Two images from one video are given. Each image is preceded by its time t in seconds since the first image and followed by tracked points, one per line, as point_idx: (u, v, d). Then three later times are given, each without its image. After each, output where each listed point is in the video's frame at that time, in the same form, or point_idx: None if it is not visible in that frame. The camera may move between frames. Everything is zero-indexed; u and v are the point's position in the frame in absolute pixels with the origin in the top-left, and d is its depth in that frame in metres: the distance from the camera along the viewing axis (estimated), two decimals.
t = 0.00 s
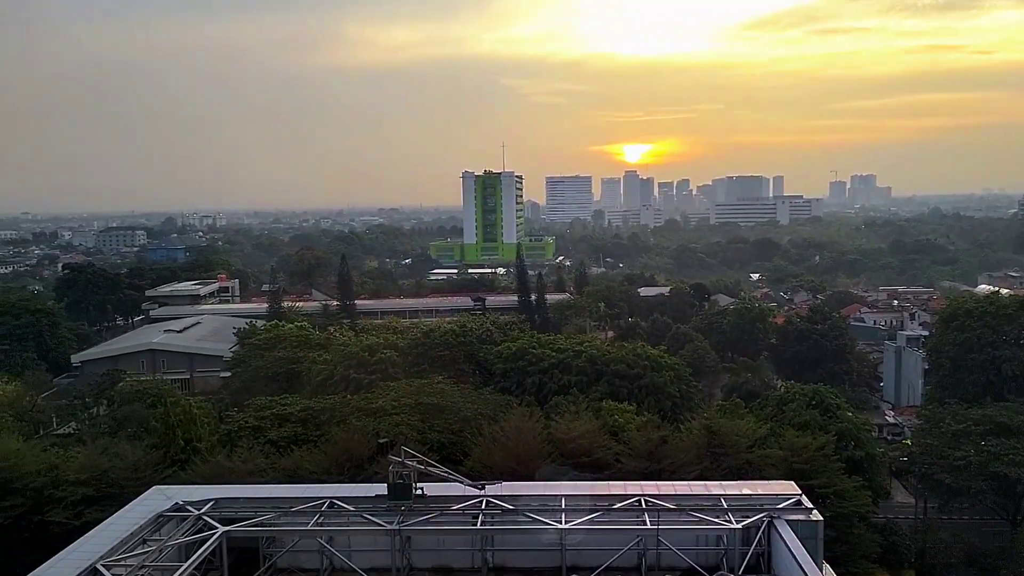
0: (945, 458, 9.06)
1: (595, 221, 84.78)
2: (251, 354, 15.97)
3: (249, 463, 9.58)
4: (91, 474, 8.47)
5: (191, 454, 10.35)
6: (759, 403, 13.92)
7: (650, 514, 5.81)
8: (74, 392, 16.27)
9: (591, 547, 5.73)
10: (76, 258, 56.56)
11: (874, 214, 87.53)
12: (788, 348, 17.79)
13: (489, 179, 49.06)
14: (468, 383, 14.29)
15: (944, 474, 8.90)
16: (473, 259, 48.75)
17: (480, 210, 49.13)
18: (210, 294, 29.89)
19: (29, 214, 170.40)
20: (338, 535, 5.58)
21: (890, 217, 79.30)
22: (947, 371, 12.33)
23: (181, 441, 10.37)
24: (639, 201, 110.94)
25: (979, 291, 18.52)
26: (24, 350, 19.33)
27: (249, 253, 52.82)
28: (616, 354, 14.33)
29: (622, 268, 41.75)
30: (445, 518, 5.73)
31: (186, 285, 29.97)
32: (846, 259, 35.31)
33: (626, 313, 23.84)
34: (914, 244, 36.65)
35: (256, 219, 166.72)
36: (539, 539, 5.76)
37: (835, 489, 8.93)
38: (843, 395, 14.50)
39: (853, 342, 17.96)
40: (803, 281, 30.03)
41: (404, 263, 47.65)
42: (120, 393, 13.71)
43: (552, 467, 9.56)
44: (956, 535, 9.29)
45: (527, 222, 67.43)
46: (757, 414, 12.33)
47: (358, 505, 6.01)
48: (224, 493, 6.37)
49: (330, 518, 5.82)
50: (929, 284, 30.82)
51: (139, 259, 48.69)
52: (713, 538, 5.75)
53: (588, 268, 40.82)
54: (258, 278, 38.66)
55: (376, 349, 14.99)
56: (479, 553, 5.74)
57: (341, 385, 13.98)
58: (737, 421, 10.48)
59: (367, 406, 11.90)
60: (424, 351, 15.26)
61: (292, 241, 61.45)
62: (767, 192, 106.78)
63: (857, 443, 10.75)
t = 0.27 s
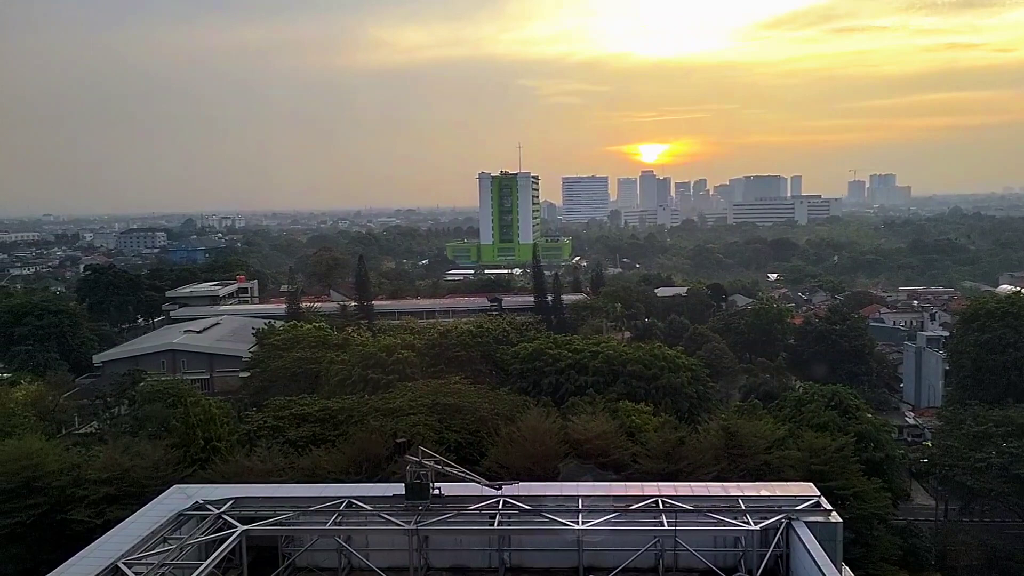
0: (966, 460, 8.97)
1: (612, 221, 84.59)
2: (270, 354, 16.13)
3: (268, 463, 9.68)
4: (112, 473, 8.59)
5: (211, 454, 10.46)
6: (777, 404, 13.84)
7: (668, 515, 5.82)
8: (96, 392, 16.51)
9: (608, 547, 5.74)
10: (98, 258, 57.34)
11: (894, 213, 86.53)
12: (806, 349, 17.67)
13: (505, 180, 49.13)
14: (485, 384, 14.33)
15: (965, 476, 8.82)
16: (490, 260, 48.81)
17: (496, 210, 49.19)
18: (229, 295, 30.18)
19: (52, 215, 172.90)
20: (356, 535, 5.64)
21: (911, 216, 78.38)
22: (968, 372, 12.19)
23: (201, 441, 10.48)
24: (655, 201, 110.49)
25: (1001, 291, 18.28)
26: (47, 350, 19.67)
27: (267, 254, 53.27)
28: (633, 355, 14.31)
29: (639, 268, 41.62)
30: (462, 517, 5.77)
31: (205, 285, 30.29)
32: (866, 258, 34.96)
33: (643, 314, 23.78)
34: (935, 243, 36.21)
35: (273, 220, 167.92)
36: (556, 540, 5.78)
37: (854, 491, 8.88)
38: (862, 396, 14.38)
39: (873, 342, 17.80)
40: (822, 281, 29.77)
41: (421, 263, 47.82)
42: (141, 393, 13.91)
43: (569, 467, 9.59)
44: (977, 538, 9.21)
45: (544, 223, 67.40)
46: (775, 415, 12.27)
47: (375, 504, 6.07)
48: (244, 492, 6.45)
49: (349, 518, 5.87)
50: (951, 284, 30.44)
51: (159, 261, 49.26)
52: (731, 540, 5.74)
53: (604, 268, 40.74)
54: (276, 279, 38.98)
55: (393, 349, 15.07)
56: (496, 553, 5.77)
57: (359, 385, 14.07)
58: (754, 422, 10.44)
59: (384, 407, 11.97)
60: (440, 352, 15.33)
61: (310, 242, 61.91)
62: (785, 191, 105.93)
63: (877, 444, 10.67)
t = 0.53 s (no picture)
0: (987, 462, 8.88)
1: (627, 221, 84.37)
2: (287, 354, 16.26)
3: (286, 462, 9.77)
4: (132, 472, 8.69)
5: (229, 452, 10.56)
6: (795, 405, 13.76)
7: (685, 516, 5.81)
8: (116, 391, 16.71)
9: (624, 548, 5.75)
10: (117, 259, 58.05)
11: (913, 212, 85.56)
12: (824, 350, 17.55)
13: (521, 180, 49.14)
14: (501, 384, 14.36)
15: (986, 478, 8.73)
16: (505, 260, 48.85)
17: (512, 210, 49.22)
18: (247, 295, 30.44)
19: (73, 217, 175.10)
20: (373, 534, 5.68)
21: (930, 215, 77.48)
22: (989, 373, 12.05)
23: (219, 439, 10.58)
24: (671, 200, 110.03)
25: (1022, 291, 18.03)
26: (69, 350, 19.95)
27: (285, 255, 53.66)
28: (650, 355, 14.29)
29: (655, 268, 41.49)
30: (479, 517, 5.79)
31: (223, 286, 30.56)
32: (884, 258, 34.59)
33: (659, 314, 23.71)
34: (955, 243, 35.77)
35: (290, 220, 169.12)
36: (572, 540, 5.79)
37: (873, 492, 8.82)
38: (881, 397, 14.26)
39: (892, 343, 17.63)
40: (840, 281, 29.51)
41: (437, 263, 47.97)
42: (161, 392, 14.08)
43: (585, 468, 9.61)
44: (998, 540, 9.11)
45: (559, 223, 67.34)
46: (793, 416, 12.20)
47: (392, 504, 6.10)
48: (262, 491, 6.52)
49: (365, 517, 5.91)
50: (971, 284, 30.06)
51: (179, 261, 49.79)
52: (749, 541, 5.72)
53: (620, 268, 40.65)
54: (293, 279, 39.26)
55: (410, 348, 15.13)
56: (513, 553, 5.80)
57: (376, 384, 14.14)
58: (772, 423, 10.39)
59: (401, 406, 12.04)
60: (456, 352, 15.38)
61: (326, 243, 62.29)
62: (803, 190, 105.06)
63: (896, 446, 10.57)
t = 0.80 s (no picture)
0: (1007, 462, 8.80)
1: (644, 221, 84.09)
2: (304, 352, 16.41)
3: (303, 460, 9.87)
4: (151, 470, 8.82)
5: (247, 450, 10.71)
6: (812, 405, 13.70)
7: (700, 515, 5.83)
8: (135, 389, 16.94)
9: (639, 548, 5.79)
10: (136, 259, 58.72)
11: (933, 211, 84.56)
12: (842, 349, 17.45)
13: (537, 180, 49.18)
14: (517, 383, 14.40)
15: (1006, 478, 8.65)
16: (521, 259, 48.87)
17: (528, 210, 49.28)
18: (265, 295, 30.73)
19: (94, 217, 177.51)
20: (389, 532, 5.74)
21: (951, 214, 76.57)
22: (1009, 373, 11.93)
23: (237, 438, 10.71)
24: (688, 199, 109.56)
25: None
26: (88, 349, 20.28)
27: (302, 255, 54.05)
28: (666, 354, 14.29)
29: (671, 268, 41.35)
30: (494, 515, 5.84)
31: (242, 285, 30.86)
32: (903, 257, 34.26)
33: (675, 313, 23.66)
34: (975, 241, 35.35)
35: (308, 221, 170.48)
36: (587, 539, 5.83)
37: (891, 492, 8.79)
38: (899, 397, 14.16)
39: (910, 342, 17.49)
40: (859, 280, 29.22)
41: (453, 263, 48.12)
42: (180, 391, 14.27)
43: (600, 467, 9.67)
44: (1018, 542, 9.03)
45: (575, 222, 67.28)
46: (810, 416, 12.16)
47: (408, 501, 6.17)
48: (280, 489, 6.62)
49: (381, 515, 5.99)
50: (992, 283, 29.70)
51: (198, 261, 50.31)
52: (765, 541, 5.74)
53: (636, 268, 40.57)
54: (310, 279, 39.57)
55: (426, 347, 15.22)
56: (529, 552, 5.87)
57: (393, 383, 14.21)
58: (789, 423, 10.38)
59: (418, 405, 12.14)
60: (472, 351, 15.47)
61: (343, 243, 62.63)
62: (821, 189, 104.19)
63: (914, 445, 10.51)
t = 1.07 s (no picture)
0: None
1: (661, 219, 83.85)
2: (323, 352, 16.59)
3: (322, 458, 10.01)
4: (171, 468, 9.00)
5: (266, 449, 10.87)
6: (831, 405, 13.66)
7: (718, 516, 5.87)
8: (157, 387, 17.22)
9: (656, 547, 5.83)
10: (157, 258, 59.37)
11: (955, 209, 83.53)
12: (861, 349, 17.35)
13: (554, 179, 49.20)
14: (533, 382, 14.47)
15: None
16: (538, 258, 48.94)
17: (545, 209, 49.32)
18: (284, 294, 31.06)
19: (116, 217, 179.86)
20: (408, 531, 5.82)
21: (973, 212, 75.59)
22: None
23: (256, 437, 10.88)
24: (706, 198, 109.00)
25: None
26: (108, 347, 20.63)
27: (320, 254, 54.48)
28: (683, 354, 14.31)
29: (689, 266, 41.24)
30: (512, 515, 5.90)
31: (262, 284, 31.21)
32: (924, 255, 33.93)
33: (693, 313, 23.64)
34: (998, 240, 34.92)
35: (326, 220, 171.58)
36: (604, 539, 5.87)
37: (910, 493, 8.77)
38: (919, 397, 14.07)
39: (930, 342, 17.36)
40: (878, 279, 28.96)
41: (470, 262, 48.30)
42: (200, 389, 14.47)
43: (617, 466, 9.72)
44: None
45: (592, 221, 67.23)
46: (829, 415, 12.12)
47: (426, 500, 6.25)
48: (298, 488, 6.73)
49: (399, 513, 6.07)
50: (1015, 282, 29.34)
51: (218, 260, 50.89)
52: (784, 542, 5.77)
53: (654, 267, 40.51)
54: (328, 278, 39.89)
55: (443, 346, 15.33)
56: (547, 551, 5.93)
57: (411, 382, 14.34)
58: (807, 423, 10.36)
59: (435, 404, 12.25)
60: (489, 351, 15.58)
61: (361, 242, 62.99)
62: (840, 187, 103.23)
63: (934, 446, 10.46)
